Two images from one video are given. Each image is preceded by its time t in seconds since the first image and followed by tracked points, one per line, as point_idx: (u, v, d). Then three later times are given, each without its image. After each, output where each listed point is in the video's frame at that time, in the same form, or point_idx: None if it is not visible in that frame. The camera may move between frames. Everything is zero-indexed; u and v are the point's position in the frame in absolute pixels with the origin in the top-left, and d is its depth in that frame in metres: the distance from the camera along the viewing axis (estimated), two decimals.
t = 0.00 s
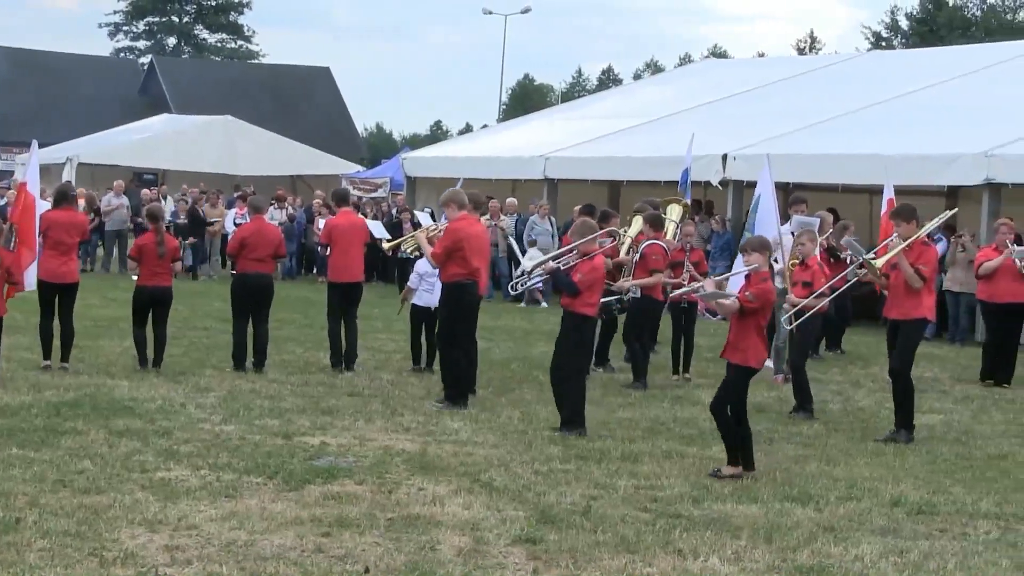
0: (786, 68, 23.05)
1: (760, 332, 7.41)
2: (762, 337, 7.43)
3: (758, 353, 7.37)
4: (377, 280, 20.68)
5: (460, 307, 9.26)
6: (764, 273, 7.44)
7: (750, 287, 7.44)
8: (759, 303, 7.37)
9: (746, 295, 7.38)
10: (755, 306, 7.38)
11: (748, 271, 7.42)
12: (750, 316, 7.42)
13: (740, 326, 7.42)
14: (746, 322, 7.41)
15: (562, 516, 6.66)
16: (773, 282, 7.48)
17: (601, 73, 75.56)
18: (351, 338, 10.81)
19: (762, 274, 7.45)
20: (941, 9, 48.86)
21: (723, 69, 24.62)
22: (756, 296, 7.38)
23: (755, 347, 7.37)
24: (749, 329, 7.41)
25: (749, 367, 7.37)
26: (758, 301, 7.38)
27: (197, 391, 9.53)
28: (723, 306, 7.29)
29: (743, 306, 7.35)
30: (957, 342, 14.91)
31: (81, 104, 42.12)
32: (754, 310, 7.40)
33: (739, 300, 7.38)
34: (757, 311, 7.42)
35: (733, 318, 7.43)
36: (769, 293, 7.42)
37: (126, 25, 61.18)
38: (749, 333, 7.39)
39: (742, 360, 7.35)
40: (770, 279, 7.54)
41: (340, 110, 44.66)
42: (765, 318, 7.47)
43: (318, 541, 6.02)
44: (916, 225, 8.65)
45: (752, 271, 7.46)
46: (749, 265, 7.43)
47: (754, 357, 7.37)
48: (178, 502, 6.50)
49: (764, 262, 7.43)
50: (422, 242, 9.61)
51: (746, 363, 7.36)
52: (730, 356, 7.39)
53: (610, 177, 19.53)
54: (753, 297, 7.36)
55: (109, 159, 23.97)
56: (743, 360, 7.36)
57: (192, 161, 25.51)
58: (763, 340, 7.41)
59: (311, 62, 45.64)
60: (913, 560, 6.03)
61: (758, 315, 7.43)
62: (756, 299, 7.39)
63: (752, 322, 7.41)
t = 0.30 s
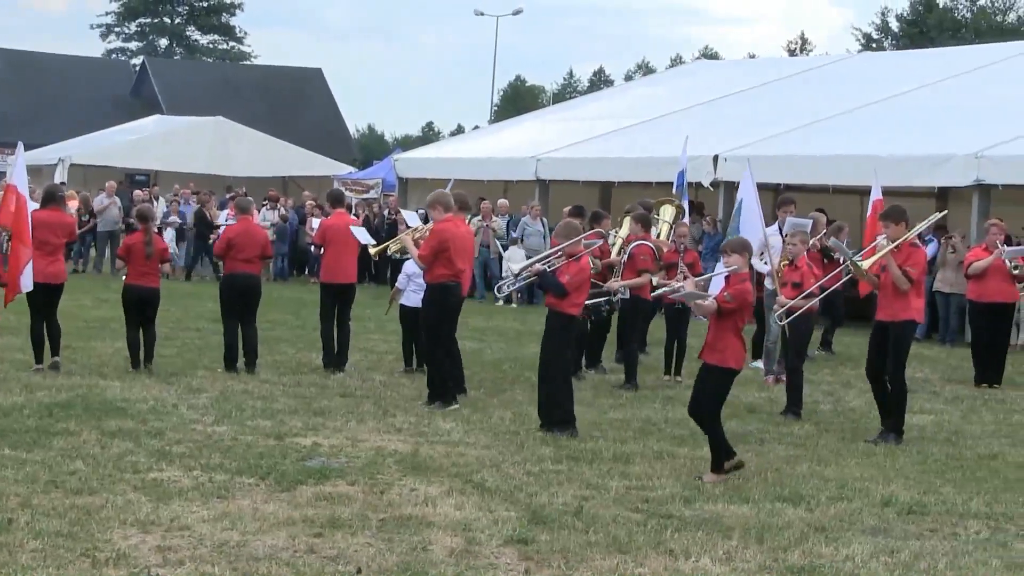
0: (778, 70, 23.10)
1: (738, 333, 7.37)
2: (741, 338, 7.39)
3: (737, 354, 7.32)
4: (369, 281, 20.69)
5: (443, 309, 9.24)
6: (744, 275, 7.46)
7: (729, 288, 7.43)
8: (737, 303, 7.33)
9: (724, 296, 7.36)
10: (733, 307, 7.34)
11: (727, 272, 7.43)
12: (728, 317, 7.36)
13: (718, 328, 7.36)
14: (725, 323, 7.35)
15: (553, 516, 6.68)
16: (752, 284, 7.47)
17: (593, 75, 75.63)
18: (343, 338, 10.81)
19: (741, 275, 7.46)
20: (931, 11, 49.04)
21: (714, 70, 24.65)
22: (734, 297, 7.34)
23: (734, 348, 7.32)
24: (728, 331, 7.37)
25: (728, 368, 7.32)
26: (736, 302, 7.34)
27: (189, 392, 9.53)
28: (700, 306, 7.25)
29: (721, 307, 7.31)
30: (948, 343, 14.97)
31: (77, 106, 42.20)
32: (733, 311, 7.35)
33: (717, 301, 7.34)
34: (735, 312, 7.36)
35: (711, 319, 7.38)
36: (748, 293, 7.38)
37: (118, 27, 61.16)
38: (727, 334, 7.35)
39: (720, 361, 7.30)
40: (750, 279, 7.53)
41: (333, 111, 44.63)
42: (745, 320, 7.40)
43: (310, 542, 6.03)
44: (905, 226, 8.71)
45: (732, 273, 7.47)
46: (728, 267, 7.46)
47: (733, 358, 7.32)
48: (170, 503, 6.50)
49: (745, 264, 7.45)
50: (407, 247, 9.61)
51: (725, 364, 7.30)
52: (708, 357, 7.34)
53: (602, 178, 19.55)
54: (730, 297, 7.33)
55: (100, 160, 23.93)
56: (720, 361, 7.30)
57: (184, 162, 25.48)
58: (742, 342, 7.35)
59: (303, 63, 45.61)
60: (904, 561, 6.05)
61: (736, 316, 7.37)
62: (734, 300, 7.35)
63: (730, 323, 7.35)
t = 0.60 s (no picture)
0: (771, 71, 23.15)
1: (718, 332, 7.34)
2: (721, 337, 7.37)
3: (717, 354, 7.34)
4: (363, 281, 20.70)
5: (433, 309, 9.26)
6: (721, 273, 7.33)
7: (706, 287, 7.34)
8: (714, 303, 7.27)
9: (702, 296, 7.28)
10: (711, 307, 7.28)
11: (703, 272, 7.32)
12: (707, 316, 7.32)
13: (697, 328, 7.34)
14: (704, 323, 7.32)
15: (547, 516, 6.70)
16: (729, 282, 7.37)
17: (586, 76, 75.72)
18: (336, 338, 10.83)
19: (719, 273, 7.34)
20: (924, 12, 49.20)
21: (708, 72, 24.69)
22: (711, 297, 7.27)
23: (714, 348, 7.33)
24: (707, 330, 7.34)
25: (709, 368, 7.34)
26: (713, 302, 7.27)
27: (184, 392, 9.54)
28: (678, 308, 7.20)
29: (699, 308, 7.26)
30: (940, 344, 15.04)
31: (73, 106, 42.19)
32: (711, 311, 7.30)
33: (695, 302, 7.28)
34: (713, 311, 7.32)
35: (690, 319, 7.36)
36: (725, 293, 7.30)
37: (113, 27, 61.12)
38: (707, 334, 7.33)
39: (701, 362, 7.32)
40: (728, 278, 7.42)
41: (327, 112, 44.64)
42: (725, 318, 7.37)
43: (305, 542, 6.04)
44: (891, 226, 8.75)
45: (707, 272, 7.35)
46: (705, 266, 7.33)
47: (713, 358, 7.34)
48: (164, 503, 6.52)
49: (722, 262, 7.33)
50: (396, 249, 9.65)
51: (706, 364, 7.32)
52: (689, 358, 7.36)
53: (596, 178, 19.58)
54: (708, 298, 7.26)
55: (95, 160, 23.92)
56: (703, 361, 7.32)
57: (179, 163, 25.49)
58: (721, 341, 7.36)
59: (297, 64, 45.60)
60: (896, 561, 6.08)
61: (714, 315, 7.33)
62: (711, 300, 7.28)
63: (710, 322, 7.33)
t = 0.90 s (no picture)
0: (769, 71, 23.17)
1: (699, 332, 7.35)
2: (702, 336, 7.38)
3: (698, 353, 7.32)
4: (362, 281, 20.69)
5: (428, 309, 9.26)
6: (702, 273, 7.43)
7: (688, 287, 7.40)
8: (698, 303, 7.33)
9: (685, 295, 7.33)
10: (694, 307, 7.33)
11: (685, 271, 7.41)
12: (689, 316, 7.36)
13: (679, 328, 7.36)
14: (686, 323, 7.35)
15: (545, 516, 6.71)
16: (709, 282, 7.46)
17: (584, 76, 75.72)
18: (334, 338, 10.84)
19: (699, 273, 7.43)
20: (921, 13, 49.27)
21: (707, 72, 24.71)
22: (694, 296, 7.33)
23: (695, 348, 7.31)
24: (688, 330, 7.35)
25: (689, 368, 7.31)
26: (696, 301, 7.33)
27: (182, 391, 9.54)
28: (662, 308, 7.22)
29: (683, 307, 7.30)
30: (937, 344, 15.07)
31: (72, 106, 42.20)
32: (693, 310, 7.35)
33: (678, 301, 7.32)
34: (695, 311, 7.36)
35: (672, 319, 7.36)
36: (707, 292, 7.37)
37: (112, 27, 61.12)
38: (688, 334, 7.33)
39: (682, 361, 7.29)
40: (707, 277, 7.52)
41: (325, 112, 44.65)
42: (706, 318, 7.40)
43: (304, 541, 6.05)
44: (876, 227, 8.75)
45: (688, 271, 7.43)
46: (686, 265, 7.42)
47: (694, 358, 7.32)
48: (162, 502, 6.52)
49: (702, 262, 7.42)
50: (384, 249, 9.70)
51: (687, 364, 7.30)
52: (670, 357, 7.33)
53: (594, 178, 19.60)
54: (691, 297, 7.31)
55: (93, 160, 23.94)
56: (683, 361, 7.30)
57: (177, 163, 25.51)
58: (703, 341, 7.35)
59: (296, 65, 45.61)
60: (893, 560, 6.09)
61: (697, 315, 7.37)
62: (695, 299, 7.34)
63: (691, 323, 7.35)
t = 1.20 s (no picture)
0: (771, 72, 23.18)
1: (684, 332, 7.38)
2: (687, 336, 7.40)
3: (683, 353, 7.36)
4: (363, 281, 20.70)
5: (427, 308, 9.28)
6: (687, 272, 7.39)
7: (674, 286, 7.35)
8: (683, 303, 7.27)
9: (670, 296, 7.28)
10: (679, 306, 7.29)
11: (670, 271, 7.36)
12: (675, 316, 7.35)
13: (662, 328, 7.37)
14: (670, 323, 7.36)
15: (546, 516, 6.73)
16: (695, 281, 7.42)
17: (586, 78, 75.76)
18: (333, 338, 10.85)
19: (684, 273, 7.39)
20: (921, 15, 49.32)
21: (708, 73, 24.72)
22: (679, 296, 7.27)
23: (679, 347, 7.35)
24: (672, 329, 7.37)
25: (674, 367, 7.36)
26: (681, 301, 7.28)
27: (183, 392, 9.56)
28: (647, 309, 7.21)
29: (668, 308, 7.26)
30: (936, 344, 15.09)
31: (74, 107, 42.25)
32: (679, 310, 7.31)
33: (663, 302, 7.28)
34: (680, 311, 7.33)
35: (657, 320, 7.36)
36: (693, 291, 7.31)
37: (113, 29, 61.18)
38: (673, 334, 7.36)
39: (667, 361, 7.33)
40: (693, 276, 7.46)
41: (327, 113, 44.68)
42: (690, 317, 7.40)
43: (305, 541, 6.07)
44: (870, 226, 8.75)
45: (674, 271, 7.37)
46: (671, 265, 7.36)
47: (679, 357, 7.35)
48: (164, 502, 6.54)
49: (686, 261, 7.36)
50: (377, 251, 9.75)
51: (671, 363, 7.34)
52: (655, 357, 7.36)
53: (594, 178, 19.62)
54: (677, 297, 7.26)
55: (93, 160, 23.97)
56: (668, 361, 7.34)
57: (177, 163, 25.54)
58: (687, 340, 7.39)
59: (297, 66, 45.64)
60: (893, 560, 6.11)
61: (681, 315, 7.36)
62: (680, 299, 7.29)
63: (676, 323, 7.36)
